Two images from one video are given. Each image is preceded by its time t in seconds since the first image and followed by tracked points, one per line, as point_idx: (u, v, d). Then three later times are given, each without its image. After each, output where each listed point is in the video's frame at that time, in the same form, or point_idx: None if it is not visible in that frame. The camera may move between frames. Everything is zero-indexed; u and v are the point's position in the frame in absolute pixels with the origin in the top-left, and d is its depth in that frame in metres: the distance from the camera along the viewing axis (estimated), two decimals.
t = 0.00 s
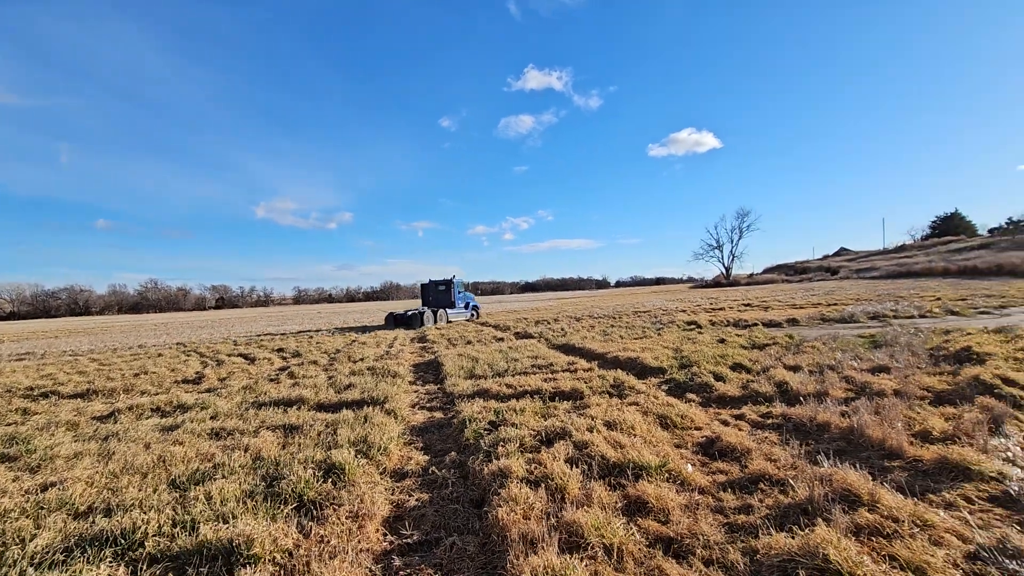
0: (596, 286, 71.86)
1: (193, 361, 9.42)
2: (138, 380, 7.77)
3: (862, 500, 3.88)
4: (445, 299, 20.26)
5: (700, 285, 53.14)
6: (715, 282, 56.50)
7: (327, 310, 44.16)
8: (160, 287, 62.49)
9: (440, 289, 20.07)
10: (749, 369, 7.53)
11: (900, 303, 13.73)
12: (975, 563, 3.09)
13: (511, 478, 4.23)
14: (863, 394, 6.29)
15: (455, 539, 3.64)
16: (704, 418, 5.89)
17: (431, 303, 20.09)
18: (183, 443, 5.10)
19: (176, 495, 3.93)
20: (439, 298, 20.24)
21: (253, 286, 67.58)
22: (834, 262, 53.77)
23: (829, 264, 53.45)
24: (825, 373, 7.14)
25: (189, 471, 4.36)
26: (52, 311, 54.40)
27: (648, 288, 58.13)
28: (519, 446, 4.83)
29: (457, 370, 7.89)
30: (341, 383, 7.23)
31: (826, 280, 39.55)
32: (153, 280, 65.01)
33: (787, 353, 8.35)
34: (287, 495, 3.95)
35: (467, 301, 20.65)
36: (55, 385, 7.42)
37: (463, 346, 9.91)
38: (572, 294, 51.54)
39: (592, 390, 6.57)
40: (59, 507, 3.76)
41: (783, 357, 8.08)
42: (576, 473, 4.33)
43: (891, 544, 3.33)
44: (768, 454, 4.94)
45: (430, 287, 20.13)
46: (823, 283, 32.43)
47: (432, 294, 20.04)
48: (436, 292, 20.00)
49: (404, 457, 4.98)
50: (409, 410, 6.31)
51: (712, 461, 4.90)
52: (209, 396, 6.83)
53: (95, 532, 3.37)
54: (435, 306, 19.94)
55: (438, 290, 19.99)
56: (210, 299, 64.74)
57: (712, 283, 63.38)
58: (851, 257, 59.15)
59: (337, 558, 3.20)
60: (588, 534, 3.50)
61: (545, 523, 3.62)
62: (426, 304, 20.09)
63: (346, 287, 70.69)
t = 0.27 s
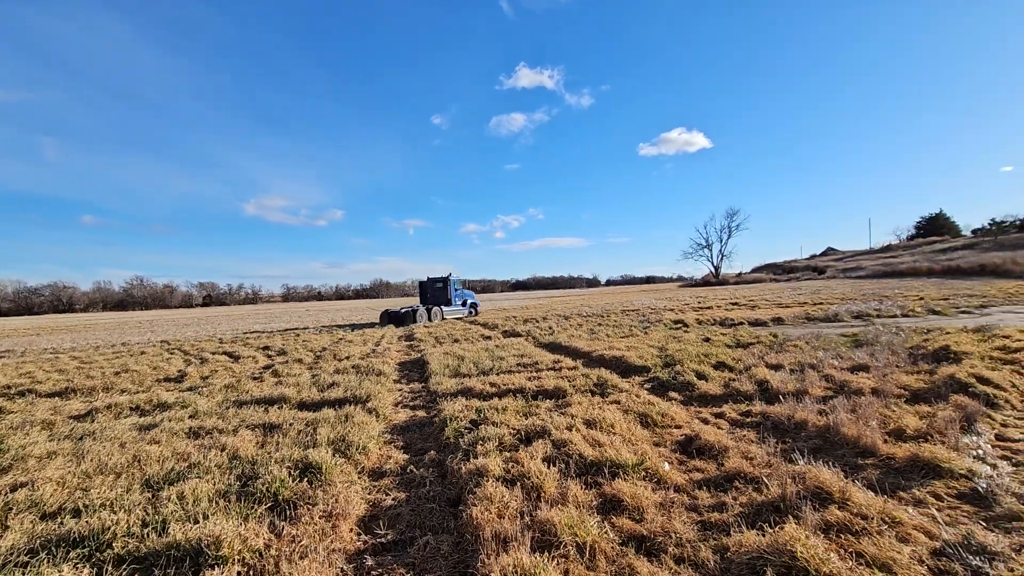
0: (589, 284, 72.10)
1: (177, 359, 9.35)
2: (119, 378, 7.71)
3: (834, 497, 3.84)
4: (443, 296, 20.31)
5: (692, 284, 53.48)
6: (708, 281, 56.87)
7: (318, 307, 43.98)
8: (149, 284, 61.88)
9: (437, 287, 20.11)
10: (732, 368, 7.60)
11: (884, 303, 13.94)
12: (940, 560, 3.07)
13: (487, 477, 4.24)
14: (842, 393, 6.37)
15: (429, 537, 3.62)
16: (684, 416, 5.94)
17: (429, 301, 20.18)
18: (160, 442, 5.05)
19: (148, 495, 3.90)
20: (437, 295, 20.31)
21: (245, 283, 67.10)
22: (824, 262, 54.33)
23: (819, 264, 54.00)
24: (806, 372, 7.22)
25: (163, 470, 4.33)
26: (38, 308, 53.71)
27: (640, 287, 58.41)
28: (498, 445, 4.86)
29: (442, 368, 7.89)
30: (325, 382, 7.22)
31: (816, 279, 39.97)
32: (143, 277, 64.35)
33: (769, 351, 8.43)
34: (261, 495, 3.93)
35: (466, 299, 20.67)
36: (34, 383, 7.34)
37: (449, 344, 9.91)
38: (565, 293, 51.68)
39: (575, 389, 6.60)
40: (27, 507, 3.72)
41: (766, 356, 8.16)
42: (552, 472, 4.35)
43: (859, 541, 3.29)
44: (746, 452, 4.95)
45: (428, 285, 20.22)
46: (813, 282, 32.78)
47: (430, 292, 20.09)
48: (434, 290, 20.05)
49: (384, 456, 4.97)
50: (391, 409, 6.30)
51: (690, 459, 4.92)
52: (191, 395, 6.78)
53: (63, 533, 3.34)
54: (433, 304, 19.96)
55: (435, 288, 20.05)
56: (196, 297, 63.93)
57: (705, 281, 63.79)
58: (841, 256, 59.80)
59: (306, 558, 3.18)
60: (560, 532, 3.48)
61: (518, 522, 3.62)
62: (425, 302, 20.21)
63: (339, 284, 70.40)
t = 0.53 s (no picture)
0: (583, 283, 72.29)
1: (164, 356, 9.23)
2: (105, 375, 7.59)
3: (820, 493, 3.87)
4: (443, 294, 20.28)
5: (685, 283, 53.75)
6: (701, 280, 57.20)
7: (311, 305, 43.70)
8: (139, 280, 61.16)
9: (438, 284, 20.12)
10: (722, 366, 7.65)
11: (873, 302, 14.08)
12: (924, 556, 3.10)
13: (476, 475, 4.23)
14: (830, 390, 6.42)
15: (416, 535, 3.60)
16: (674, 414, 5.97)
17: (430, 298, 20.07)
18: (144, 440, 4.98)
19: (131, 493, 3.84)
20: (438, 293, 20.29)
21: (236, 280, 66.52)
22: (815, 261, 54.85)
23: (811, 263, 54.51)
24: (794, 370, 7.28)
25: (147, 468, 4.27)
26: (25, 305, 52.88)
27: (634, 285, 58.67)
28: (487, 443, 4.85)
29: (433, 366, 7.86)
30: (314, 379, 7.16)
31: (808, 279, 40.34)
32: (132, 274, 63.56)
33: (759, 350, 8.49)
34: (246, 493, 3.89)
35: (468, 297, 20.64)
36: (16, 381, 7.21)
37: (441, 342, 9.88)
38: (559, 291, 51.77)
39: (566, 387, 6.61)
40: (6, 506, 3.65)
41: (755, 354, 8.22)
42: (541, 469, 4.34)
43: (845, 537, 3.31)
44: (734, 449, 4.98)
45: (429, 283, 20.22)
46: (804, 281, 33.09)
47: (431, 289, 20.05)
48: (434, 287, 20.01)
49: (372, 453, 4.94)
50: (381, 406, 6.27)
51: (679, 456, 4.94)
52: (178, 392, 6.70)
53: (42, 532, 3.28)
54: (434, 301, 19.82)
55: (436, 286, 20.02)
56: (186, 294, 63.22)
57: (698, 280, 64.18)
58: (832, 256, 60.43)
59: (291, 557, 3.15)
60: (548, 529, 3.47)
61: (506, 519, 3.61)
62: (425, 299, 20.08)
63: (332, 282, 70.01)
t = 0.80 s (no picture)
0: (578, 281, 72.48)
1: (157, 354, 9.14)
2: (97, 374, 7.50)
3: (817, 493, 3.89)
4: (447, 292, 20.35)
5: (679, 282, 54.03)
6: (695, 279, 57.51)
7: (305, 303, 43.46)
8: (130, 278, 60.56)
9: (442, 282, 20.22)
10: (717, 365, 7.69)
11: (865, 301, 14.22)
12: (920, 554, 3.14)
13: (473, 474, 4.22)
14: (825, 389, 6.47)
15: (414, 535, 3.58)
16: (670, 412, 5.99)
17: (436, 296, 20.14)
18: (138, 439, 4.92)
19: (125, 493, 3.79)
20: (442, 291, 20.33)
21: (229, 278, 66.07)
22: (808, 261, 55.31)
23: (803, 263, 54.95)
24: (789, 368, 7.34)
25: (141, 467, 4.22)
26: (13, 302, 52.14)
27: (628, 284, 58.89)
28: (484, 442, 4.84)
29: (429, 364, 7.84)
30: (309, 378, 7.12)
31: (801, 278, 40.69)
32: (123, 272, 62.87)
33: (754, 348, 8.55)
34: (242, 493, 3.85)
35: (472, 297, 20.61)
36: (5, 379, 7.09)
37: (437, 340, 9.85)
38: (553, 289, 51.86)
39: (562, 385, 6.61)
40: None
41: (750, 353, 8.27)
42: (539, 469, 4.34)
43: (842, 535, 3.34)
44: (730, 448, 5.01)
45: (434, 281, 20.28)
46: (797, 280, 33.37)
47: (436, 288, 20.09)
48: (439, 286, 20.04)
49: (368, 452, 4.92)
50: (377, 405, 6.25)
51: (676, 455, 4.96)
52: (171, 390, 6.64)
53: (34, 533, 3.23)
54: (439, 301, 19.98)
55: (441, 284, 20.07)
56: (178, 291, 62.64)
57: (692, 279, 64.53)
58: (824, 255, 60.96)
59: (288, 557, 3.12)
60: (547, 529, 3.47)
61: (504, 518, 3.60)
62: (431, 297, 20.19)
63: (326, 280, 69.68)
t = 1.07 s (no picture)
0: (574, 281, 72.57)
1: (153, 353, 9.05)
2: (92, 373, 7.41)
3: (819, 492, 3.90)
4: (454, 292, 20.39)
5: (675, 281, 54.21)
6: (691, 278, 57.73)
7: (300, 302, 43.25)
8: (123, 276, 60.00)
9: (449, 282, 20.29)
10: (716, 364, 7.71)
11: (861, 301, 14.32)
12: (922, 554, 3.16)
13: (475, 474, 4.20)
14: (823, 389, 6.51)
15: (415, 535, 3.56)
16: (670, 412, 6.00)
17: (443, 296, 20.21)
18: (134, 439, 4.87)
19: (122, 493, 3.75)
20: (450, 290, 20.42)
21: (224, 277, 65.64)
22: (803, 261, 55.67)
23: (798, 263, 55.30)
24: (787, 368, 7.37)
25: (139, 468, 4.17)
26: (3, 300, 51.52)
27: (625, 284, 59.04)
28: (485, 442, 4.83)
29: (427, 364, 7.81)
30: (307, 378, 7.07)
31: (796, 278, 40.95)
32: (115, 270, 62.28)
33: (752, 348, 8.58)
34: (241, 493, 3.81)
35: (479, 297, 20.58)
36: None
37: (435, 340, 9.82)
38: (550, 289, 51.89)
39: (562, 385, 6.61)
40: None
41: (748, 353, 8.30)
42: (540, 469, 4.33)
43: (844, 535, 3.36)
44: (731, 447, 5.02)
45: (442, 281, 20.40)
46: (792, 280, 33.56)
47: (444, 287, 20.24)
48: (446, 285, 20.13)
49: (368, 452, 4.89)
50: (376, 404, 6.21)
51: (676, 454, 4.96)
52: (167, 390, 6.57)
53: (30, 534, 3.18)
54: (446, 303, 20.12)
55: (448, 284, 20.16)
56: (172, 290, 62.15)
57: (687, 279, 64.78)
58: (818, 255, 61.39)
59: (289, 558, 3.09)
60: (550, 530, 3.45)
61: (507, 519, 3.59)
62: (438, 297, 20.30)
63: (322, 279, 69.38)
